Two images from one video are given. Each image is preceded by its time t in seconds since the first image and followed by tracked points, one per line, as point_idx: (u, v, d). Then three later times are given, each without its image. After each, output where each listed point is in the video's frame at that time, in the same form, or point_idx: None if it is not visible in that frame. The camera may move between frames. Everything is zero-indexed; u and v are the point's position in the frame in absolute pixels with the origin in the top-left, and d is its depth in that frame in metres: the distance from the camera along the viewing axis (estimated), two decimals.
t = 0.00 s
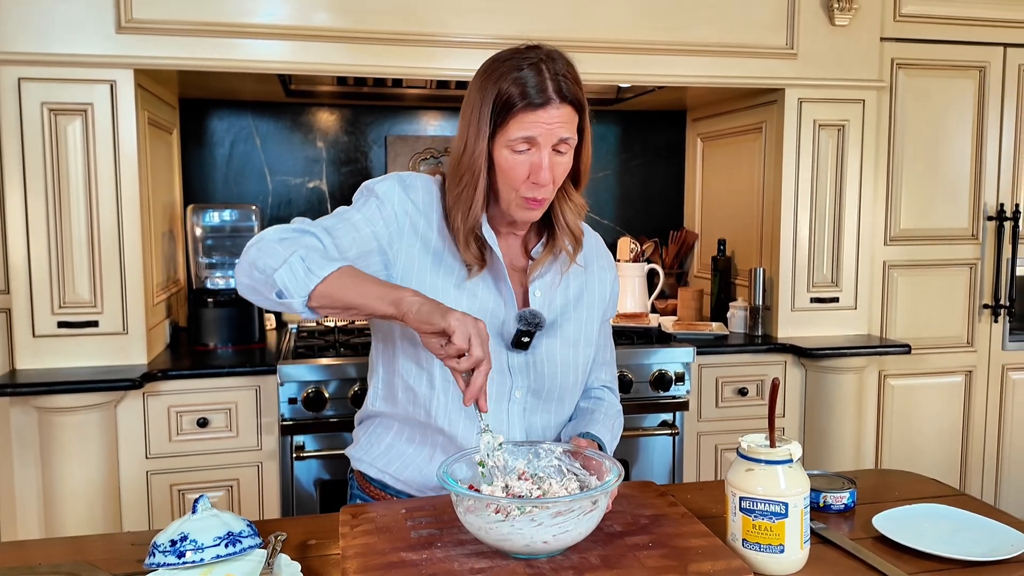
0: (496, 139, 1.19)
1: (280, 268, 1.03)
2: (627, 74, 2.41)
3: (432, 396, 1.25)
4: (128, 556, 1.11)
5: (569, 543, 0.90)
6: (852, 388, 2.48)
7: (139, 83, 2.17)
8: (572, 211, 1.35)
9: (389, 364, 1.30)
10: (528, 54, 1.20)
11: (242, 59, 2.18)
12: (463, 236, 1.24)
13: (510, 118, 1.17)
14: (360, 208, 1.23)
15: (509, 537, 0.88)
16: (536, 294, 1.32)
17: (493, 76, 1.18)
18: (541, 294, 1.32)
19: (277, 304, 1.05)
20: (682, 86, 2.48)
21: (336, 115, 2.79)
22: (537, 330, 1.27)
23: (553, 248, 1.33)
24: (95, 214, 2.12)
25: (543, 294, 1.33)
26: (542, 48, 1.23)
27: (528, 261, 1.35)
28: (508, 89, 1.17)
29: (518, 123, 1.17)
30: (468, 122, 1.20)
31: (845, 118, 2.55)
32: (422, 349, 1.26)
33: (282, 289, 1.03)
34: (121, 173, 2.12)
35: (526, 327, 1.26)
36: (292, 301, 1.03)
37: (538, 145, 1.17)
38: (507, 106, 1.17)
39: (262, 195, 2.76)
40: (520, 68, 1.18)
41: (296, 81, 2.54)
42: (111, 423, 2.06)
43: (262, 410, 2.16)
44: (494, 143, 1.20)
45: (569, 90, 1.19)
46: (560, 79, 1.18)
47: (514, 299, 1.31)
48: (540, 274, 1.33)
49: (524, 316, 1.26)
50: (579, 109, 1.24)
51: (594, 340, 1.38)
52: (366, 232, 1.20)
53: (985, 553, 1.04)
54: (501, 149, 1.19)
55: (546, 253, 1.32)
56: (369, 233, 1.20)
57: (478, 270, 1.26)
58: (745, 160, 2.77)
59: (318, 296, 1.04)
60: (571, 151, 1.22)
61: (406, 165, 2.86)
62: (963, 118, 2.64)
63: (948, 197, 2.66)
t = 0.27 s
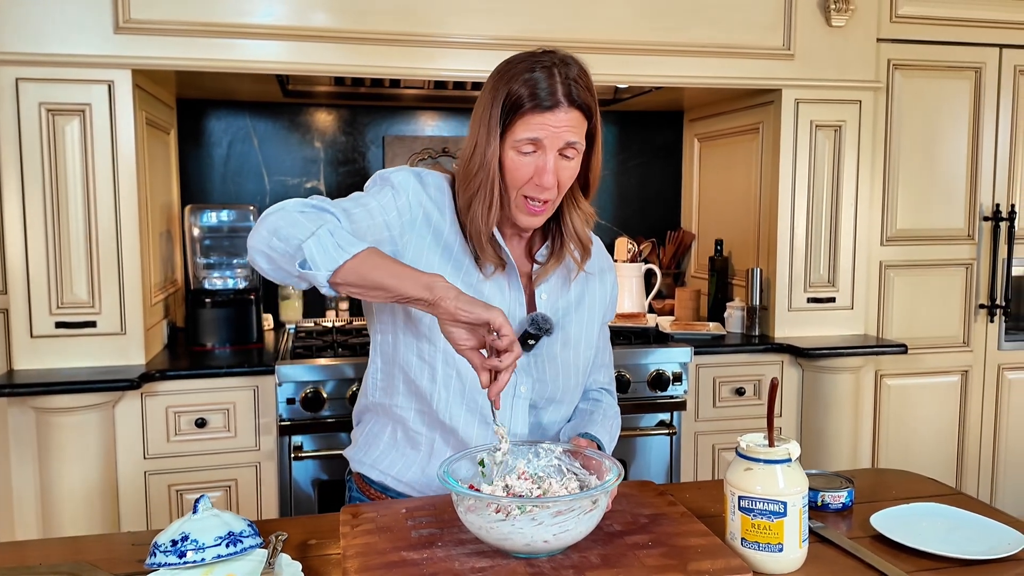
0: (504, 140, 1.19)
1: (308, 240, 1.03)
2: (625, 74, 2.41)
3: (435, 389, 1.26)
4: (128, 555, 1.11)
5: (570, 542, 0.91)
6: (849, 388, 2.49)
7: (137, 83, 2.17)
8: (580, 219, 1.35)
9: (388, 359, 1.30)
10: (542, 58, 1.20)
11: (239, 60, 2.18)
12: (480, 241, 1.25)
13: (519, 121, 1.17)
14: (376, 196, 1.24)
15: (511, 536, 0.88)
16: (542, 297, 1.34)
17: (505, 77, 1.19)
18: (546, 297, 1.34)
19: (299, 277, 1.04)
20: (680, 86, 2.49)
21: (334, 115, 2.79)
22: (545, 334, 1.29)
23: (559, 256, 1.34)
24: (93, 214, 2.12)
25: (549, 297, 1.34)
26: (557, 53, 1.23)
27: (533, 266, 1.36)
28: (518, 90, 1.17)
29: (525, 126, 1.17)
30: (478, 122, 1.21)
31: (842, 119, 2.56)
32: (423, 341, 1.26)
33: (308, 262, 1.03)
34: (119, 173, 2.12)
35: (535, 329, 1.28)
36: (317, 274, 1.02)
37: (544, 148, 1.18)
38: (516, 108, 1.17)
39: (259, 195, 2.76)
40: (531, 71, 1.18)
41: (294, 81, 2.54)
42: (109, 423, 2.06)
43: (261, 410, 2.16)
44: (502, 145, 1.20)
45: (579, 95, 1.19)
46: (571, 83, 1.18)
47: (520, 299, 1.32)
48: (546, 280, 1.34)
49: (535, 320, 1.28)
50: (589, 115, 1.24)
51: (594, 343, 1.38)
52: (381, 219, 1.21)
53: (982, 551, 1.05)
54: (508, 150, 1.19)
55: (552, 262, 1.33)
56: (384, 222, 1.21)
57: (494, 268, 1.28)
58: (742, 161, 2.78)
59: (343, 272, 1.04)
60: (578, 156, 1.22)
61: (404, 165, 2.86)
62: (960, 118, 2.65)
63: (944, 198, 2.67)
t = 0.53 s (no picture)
0: (509, 140, 1.20)
1: (354, 257, 0.95)
2: (622, 74, 2.42)
3: (438, 392, 1.25)
4: (127, 555, 1.11)
5: (568, 541, 0.91)
6: (846, 387, 2.50)
7: (134, 83, 2.17)
8: (586, 223, 1.36)
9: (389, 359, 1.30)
10: (554, 60, 1.20)
11: (235, 59, 2.18)
12: (484, 240, 1.25)
13: (524, 122, 1.18)
14: (393, 199, 1.20)
15: (509, 535, 0.88)
16: (544, 300, 1.34)
17: (515, 77, 1.19)
18: (548, 301, 1.35)
19: (341, 295, 0.97)
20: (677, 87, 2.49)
21: (331, 115, 2.79)
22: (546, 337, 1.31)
23: (564, 260, 1.34)
24: (90, 214, 2.11)
25: (551, 300, 1.35)
26: (570, 56, 1.23)
27: (535, 269, 1.36)
28: (526, 91, 1.17)
29: (530, 128, 1.17)
30: (485, 121, 1.21)
31: (838, 119, 2.56)
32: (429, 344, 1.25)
33: (352, 280, 0.95)
34: (116, 173, 2.12)
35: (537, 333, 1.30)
36: (360, 295, 0.95)
37: (547, 151, 1.18)
38: (522, 109, 1.17)
39: (256, 195, 2.76)
40: (541, 73, 1.18)
41: (292, 81, 2.53)
42: (106, 423, 2.06)
43: (258, 410, 2.16)
44: (507, 145, 1.20)
45: (587, 101, 1.19)
46: (579, 88, 1.18)
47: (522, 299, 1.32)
48: (549, 283, 1.35)
49: (536, 323, 1.31)
50: (597, 120, 1.23)
51: (594, 346, 1.39)
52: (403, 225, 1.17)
53: (980, 550, 1.05)
54: (512, 151, 1.20)
55: (557, 266, 1.34)
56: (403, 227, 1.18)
57: (500, 269, 1.29)
58: (739, 161, 2.78)
59: (388, 295, 0.96)
60: (582, 161, 1.22)
61: (401, 165, 2.86)
62: (956, 119, 2.66)
63: (941, 198, 2.68)
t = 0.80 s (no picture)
0: (503, 143, 1.20)
1: (325, 272, 0.98)
2: (619, 75, 2.42)
3: (434, 397, 1.24)
4: (125, 556, 1.11)
5: (567, 542, 0.91)
6: (843, 387, 2.50)
7: (131, 83, 2.17)
8: (580, 225, 1.36)
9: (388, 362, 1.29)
10: (548, 62, 1.21)
11: (231, 60, 2.18)
12: (477, 242, 1.24)
13: (518, 125, 1.18)
14: (386, 204, 1.21)
15: (508, 536, 0.89)
16: (540, 302, 1.33)
17: (509, 79, 1.19)
18: (544, 302, 1.34)
19: (311, 309, 1.00)
20: (674, 87, 2.49)
21: (329, 115, 2.79)
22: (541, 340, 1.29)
23: (560, 262, 1.34)
24: (87, 215, 2.11)
25: (546, 302, 1.34)
26: (564, 58, 1.23)
27: (531, 270, 1.35)
28: (520, 93, 1.17)
29: (525, 131, 1.18)
30: (479, 123, 1.21)
31: (835, 120, 2.57)
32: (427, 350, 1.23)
33: (320, 296, 0.98)
34: (114, 173, 2.12)
35: (531, 337, 1.28)
36: (325, 310, 0.98)
37: (542, 155, 1.18)
38: (516, 112, 1.18)
39: (254, 196, 2.76)
40: (535, 76, 1.18)
41: (289, 82, 2.53)
42: (103, 424, 2.05)
43: (256, 411, 2.16)
44: (501, 148, 1.20)
45: (581, 104, 1.19)
46: (573, 91, 1.19)
47: (518, 307, 1.31)
48: (544, 285, 1.34)
49: (530, 327, 1.29)
50: (591, 123, 1.24)
51: (591, 347, 1.39)
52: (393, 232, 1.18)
53: (976, 550, 1.05)
54: (506, 154, 1.20)
55: (553, 267, 1.33)
56: (395, 233, 1.19)
57: (491, 273, 1.28)
58: (736, 162, 2.79)
59: (353, 312, 0.99)
60: (577, 164, 1.22)
61: (399, 166, 2.86)
62: (952, 119, 2.67)
63: (937, 198, 2.69)
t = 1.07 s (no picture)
0: (483, 142, 1.20)
1: (284, 285, 1.01)
2: (616, 75, 2.42)
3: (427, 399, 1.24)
4: (122, 555, 1.11)
5: (563, 540, 0.91)
6: (839, 386, 2.51)
7: (128, 83, 2.17)
8: (567, 219, 1.35)
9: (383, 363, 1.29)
10: (524, 58, 1.20)
11: (227, 59, 2.18)
12: (463, 242, 1.24)
13: (498, 124, 1.18)
14: (364, 209, 1.23)
15: (503, 534, 0.89)
16: (530, 300, 1.33)
17: (486, 77, 1.19)
18: (534, 301, 1.33)
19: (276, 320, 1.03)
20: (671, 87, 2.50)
21: (326, 115, 2.79)
22: (529, 338, 1.29)
23: (549, 256, 1.33)
24: (84, 215, 2.11)
25: (536, 300, 1.33)
26: (541, 52, 1.23)
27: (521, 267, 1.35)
28: (498, 91, 1.17)
29: (504, 130, 1.17)
30: (458, 124, 1.21)
31: (831, 120, 2.57)
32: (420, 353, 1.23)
33: (282, 309, 1.01)
34: (110, 173, 2.11)
35: (518, 335, 1.28)
36: (287, 322, 1.01)
37: (523, 153, 1.18)
38: (495, 110, 1.17)
39: (251, 196, 2.75)
40: (512, 72, 1.18)
41: (286, 82, 2.53)
42: (100, 424, 2.05)
43: (253, 410, 2.16)
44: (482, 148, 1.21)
45: (559, 98, 1.19)
46: (551, 86, 1.18)
47: (505, 306, 1.31)
48: (535, 281, 1.33)
49: (515, 326, 1.28)
50: (572, 117, 1.24)
51: (584, 344, 1.39)
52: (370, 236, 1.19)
53: (971, 548, 1.06)
54: (487, 153, 1.20)
55: (542, 262, 1.32)
56: (373, 237, 1.20)
57: (478, 274, 1.27)
58: (733, 162, 2.79)
59: (315, 322, 1.01)
60: (560, 159, 1.22)
61: (396, 165, 2.86)
62: (948, 119, 2.68)
63: (933, 198, 2.69)
